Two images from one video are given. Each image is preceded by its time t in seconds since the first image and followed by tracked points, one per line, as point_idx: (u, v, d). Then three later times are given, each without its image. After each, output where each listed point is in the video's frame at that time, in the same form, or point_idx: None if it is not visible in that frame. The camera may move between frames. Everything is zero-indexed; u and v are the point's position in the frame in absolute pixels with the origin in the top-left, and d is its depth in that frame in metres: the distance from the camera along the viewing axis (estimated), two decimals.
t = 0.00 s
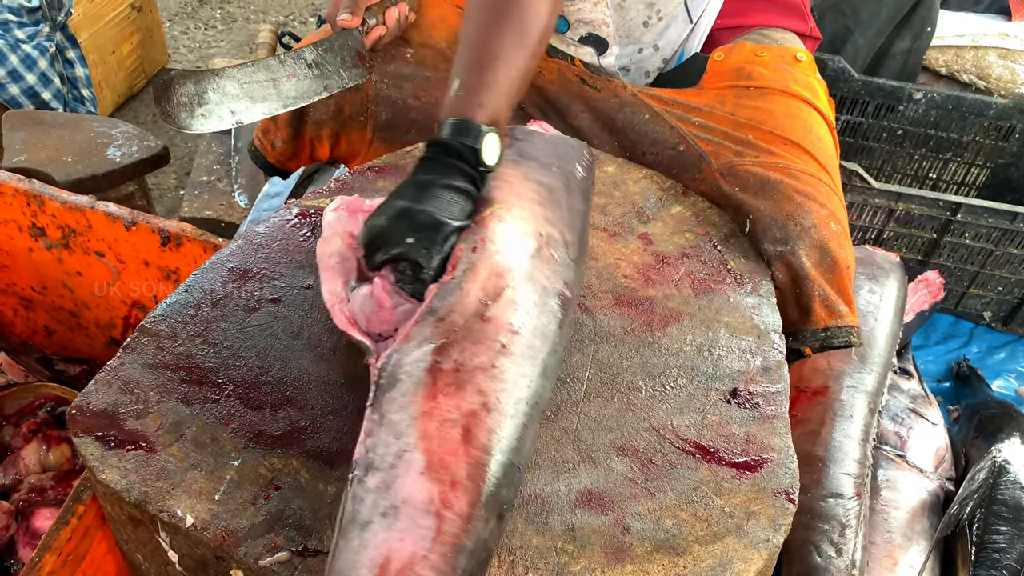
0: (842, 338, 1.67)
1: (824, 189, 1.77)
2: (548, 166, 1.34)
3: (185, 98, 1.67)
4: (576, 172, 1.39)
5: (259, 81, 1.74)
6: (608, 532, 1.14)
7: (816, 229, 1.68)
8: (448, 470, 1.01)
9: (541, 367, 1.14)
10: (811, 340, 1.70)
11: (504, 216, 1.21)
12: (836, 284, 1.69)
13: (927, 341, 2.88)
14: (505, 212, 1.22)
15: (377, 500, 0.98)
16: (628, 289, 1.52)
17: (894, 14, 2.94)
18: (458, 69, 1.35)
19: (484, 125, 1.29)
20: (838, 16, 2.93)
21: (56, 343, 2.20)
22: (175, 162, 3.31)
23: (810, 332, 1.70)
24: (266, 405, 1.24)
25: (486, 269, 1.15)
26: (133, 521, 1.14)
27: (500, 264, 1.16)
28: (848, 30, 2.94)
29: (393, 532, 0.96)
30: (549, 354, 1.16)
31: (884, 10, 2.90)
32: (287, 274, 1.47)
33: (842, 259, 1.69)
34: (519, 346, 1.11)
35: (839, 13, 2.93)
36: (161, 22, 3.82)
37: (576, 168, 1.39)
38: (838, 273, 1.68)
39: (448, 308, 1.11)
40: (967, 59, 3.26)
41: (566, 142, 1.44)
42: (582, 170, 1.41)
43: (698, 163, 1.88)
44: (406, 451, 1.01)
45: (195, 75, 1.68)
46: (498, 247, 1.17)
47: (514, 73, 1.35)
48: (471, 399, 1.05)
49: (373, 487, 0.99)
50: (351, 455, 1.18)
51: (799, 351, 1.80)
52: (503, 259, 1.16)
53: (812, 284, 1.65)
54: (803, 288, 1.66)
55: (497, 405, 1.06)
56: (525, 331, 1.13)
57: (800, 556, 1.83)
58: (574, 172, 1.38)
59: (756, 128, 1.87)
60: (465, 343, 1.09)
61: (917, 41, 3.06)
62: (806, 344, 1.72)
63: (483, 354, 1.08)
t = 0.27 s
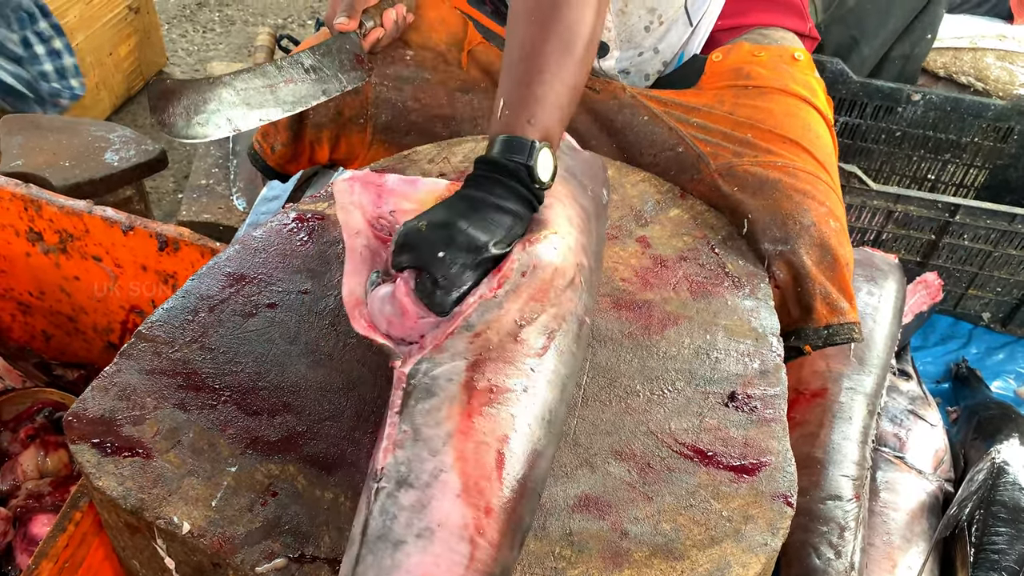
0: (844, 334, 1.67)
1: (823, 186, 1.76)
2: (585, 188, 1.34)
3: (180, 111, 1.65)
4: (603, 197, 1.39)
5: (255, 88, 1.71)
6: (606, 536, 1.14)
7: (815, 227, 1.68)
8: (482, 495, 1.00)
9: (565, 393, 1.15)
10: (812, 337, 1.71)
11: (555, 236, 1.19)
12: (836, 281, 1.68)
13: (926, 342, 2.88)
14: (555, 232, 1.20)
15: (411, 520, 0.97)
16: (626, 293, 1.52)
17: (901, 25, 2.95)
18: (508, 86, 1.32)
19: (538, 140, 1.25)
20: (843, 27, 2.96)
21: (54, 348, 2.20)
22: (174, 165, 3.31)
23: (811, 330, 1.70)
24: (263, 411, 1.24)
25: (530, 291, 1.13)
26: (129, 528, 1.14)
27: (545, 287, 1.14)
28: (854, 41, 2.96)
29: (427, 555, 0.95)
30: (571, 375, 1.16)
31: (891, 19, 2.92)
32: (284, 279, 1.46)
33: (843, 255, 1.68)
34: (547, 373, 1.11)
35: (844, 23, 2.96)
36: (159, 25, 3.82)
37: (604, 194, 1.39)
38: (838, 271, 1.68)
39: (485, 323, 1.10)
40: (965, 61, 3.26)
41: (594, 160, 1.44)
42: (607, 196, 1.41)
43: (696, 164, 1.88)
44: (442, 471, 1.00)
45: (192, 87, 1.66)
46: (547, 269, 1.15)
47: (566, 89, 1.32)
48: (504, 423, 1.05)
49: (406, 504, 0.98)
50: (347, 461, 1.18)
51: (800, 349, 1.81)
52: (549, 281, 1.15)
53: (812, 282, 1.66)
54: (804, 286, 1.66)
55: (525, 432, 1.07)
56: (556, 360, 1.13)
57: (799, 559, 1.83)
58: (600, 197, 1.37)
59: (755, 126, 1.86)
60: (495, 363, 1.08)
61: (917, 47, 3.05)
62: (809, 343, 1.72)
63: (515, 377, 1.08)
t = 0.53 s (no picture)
0: (832, 341, 1.66)
1: (820, 190, 1.77)
2: (546, 174, 1.36)
3: (175, 128, 1.72)
4: (572, 180, 1.42)
5: (251, 104, 1.79)
6: (602, 536, 1.13)
7: (811, 232, 1.68)
8: (431, 477, 0.98)
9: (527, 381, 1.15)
10: (801, 341, 1.69)
11: (505, 227, 1.22)
12: (829, 289, 1.67)
13: (922, 340, 2.88)
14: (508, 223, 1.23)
15: (360, 511, 0.94)
16: (622, 292, 1.51)
17: (893, 29, 2.97)
18: (458, 88, 1.26)
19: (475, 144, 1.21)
20: (834, 32, 3.02)
21: (48, 349, 2.19)
22: (168, 166, 3.30)
23: (801, 333, 1.68)
24: (258, 413, 1.23)
25: (479, 279, 1.16)
26: (123, 530, 1.14)
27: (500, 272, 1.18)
28: (847, 45, 3.02)
29: (376, 543, 0.92)
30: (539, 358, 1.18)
31: (881, 24, 2.96)
32: (278, 279, 1.46)
33: (837, 262, 1.68)
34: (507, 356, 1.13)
35: (836, 28, 3.01)
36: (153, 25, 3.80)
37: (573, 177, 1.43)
38: (830, 279, 1.67)
39: (431, 316, 1.12)
40: (960, 59, 3.27)
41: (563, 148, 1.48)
42: (578, 177, 1.44)
43: (697, 166, 1.88)
44: (389, 460, 0.98)
45: (189, 103, 1.73)
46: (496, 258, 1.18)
47: (519, 96, 1.24)
48: (456, 403, 1.04)
49: (356, 498, 0.95)
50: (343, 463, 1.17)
51: (790, 351, 1.79)
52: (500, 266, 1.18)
53: (805, 286, 1.64)
54: (797, 288, 1.65)
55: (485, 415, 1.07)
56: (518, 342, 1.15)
57: (797, 557, 1.83)
58: (570, 178, 1.41)
59: (755, 128, 1.86)
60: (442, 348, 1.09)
61: (912, 50, 3.03)
62: (795, 345, 1.71)
63: (466, 361, 1.08)
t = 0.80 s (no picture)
0: (835, 334, 1.66)
1: (819, 184, 1.77)
2: (601, 179, 1.39)
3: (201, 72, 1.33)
4: (610, 189, 1.41)
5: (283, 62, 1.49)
6: (602, 532, 1.13)
7: (811, 225, 1.68)
8: (398, 438, 1.00)
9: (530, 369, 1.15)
10: (804, 336, 1.69)
11: (544, 203, 1.26)
12: (829, 282, 1.67)
13: (921, 336, 2.88)
14: (546, 202, 1.26)
15: (326, 448, 0.99)
16: (621, 288, 1.51)
17: (886, 18, 2.96)
18: (533, 9, 1.46)
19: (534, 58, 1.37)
20: (827, 22, 3.01)
21: (45, 346, 2.18)
22: (165, 162, 3.29)
23: (803, 328, 1.69)
24: (255, 408, 1.22)
25: (500, 257, 1.18)
26: (120, 527, 1.13)
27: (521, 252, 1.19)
28: (839, 36, 2.99)
29: (332, 478, 0.96)
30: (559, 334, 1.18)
31: (873, 14, 2.95)
32: (276, 275, 1.45)
33: (837, 256, 1.68)
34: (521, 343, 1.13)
35: (829, 18, 3.01)
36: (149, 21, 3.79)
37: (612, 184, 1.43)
38: (831, 272, 1.67)
39: (450, 281, 1.16)
40: (958, 55, 3.27)
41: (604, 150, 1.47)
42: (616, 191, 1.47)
43: (696, 160, 1.86)
44: (364, 410, 1.01)
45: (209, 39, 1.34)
46: (521, 239, 1.21)
47: (585, 24, 1.44)
48: (440, 377, 1.04)
49: (327, 436, 1.00)
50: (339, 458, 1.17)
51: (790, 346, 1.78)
52: (522, 248, 1.20)
53: (806, 280, 1.64)
54: (798, 283, 1.65)
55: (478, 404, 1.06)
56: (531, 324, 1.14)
57: (796, 553, 1.83)
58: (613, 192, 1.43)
59: (755, 121, 1.86)
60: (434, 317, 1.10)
61: (906, 41, 3.04)
62: (799, 340, 1.70)
63: (468, 336, 1.09)
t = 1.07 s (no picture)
0: (838, 323, 1.65)
1: (819, 174, 1.76)
2: (597, 170, 1.41)
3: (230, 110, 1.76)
4: (607, 184, 1.44)
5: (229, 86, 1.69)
6: (603, 529, 1.13)
7: (812, 215, 1.67)
8: (423, 449, 1.01)
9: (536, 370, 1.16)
10: (806, 326, 1.68)
11: (553, 199, 1.28)
12: (832, 271, 1.66)
13: (921, 333, 2.88)
14: (552, 200, 1.28)
15: (350, 455, 0.98)
16: (622, 285, 1.51)
17: (888, 15, 2.95)
18: None
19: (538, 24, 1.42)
20: (829, 18, 2.97)
21: (46, 343, 2.18)
22: (164, 159, 3.29)
23: (806, 319, 1.67)
24: (257, 405, 1.22)
25: (512, 253, 1.19)
26: (122, 524, 1.13)
27: (532, 249, 1.21)
28: (842, 32, 2.96)
29: (359, 490, 0.96)
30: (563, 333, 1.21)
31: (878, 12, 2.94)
32: (276, 272, 1.45)
33: (838, 245, 1.67)
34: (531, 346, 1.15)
35: (831, 14, 2.97)
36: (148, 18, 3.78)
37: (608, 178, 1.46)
38: (833, 262, 1.66)
39: (464, 278, 1.16)
40: (959, 51, 3.26)
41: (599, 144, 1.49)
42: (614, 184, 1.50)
43: (695, 152, 1.87)
44: (388, 418, 1.01)
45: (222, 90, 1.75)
46: (533, 236, 1.22)
47: None
48: (461, 386, 1.06)
49: (349, 443, 0.99)
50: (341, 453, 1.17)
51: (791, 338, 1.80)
52: (532, 246, 1.21)
53: (807, 271, 1.64)
54: (799, 274, 1.65)
55: (495, 410, 1.09)
56: (539, 325, 1.17)
57: (797, 550, 1.82)
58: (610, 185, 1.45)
59: (754, 113, 1.85)
60: (448, 326, 1.09)
61: (910, 38, 3.04)
62: (803, 332, 1.70)
63: (485, 341, 1.10)
